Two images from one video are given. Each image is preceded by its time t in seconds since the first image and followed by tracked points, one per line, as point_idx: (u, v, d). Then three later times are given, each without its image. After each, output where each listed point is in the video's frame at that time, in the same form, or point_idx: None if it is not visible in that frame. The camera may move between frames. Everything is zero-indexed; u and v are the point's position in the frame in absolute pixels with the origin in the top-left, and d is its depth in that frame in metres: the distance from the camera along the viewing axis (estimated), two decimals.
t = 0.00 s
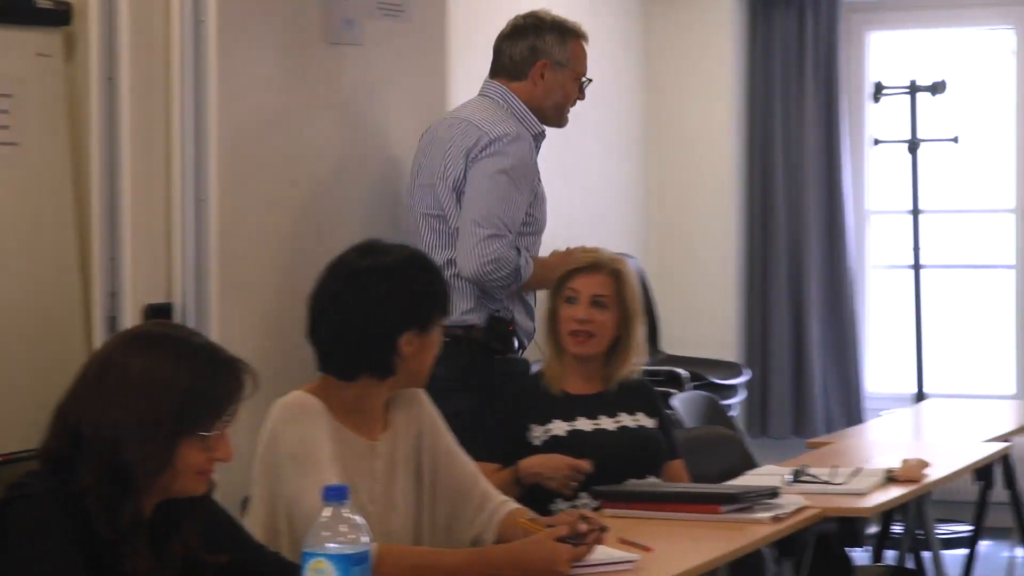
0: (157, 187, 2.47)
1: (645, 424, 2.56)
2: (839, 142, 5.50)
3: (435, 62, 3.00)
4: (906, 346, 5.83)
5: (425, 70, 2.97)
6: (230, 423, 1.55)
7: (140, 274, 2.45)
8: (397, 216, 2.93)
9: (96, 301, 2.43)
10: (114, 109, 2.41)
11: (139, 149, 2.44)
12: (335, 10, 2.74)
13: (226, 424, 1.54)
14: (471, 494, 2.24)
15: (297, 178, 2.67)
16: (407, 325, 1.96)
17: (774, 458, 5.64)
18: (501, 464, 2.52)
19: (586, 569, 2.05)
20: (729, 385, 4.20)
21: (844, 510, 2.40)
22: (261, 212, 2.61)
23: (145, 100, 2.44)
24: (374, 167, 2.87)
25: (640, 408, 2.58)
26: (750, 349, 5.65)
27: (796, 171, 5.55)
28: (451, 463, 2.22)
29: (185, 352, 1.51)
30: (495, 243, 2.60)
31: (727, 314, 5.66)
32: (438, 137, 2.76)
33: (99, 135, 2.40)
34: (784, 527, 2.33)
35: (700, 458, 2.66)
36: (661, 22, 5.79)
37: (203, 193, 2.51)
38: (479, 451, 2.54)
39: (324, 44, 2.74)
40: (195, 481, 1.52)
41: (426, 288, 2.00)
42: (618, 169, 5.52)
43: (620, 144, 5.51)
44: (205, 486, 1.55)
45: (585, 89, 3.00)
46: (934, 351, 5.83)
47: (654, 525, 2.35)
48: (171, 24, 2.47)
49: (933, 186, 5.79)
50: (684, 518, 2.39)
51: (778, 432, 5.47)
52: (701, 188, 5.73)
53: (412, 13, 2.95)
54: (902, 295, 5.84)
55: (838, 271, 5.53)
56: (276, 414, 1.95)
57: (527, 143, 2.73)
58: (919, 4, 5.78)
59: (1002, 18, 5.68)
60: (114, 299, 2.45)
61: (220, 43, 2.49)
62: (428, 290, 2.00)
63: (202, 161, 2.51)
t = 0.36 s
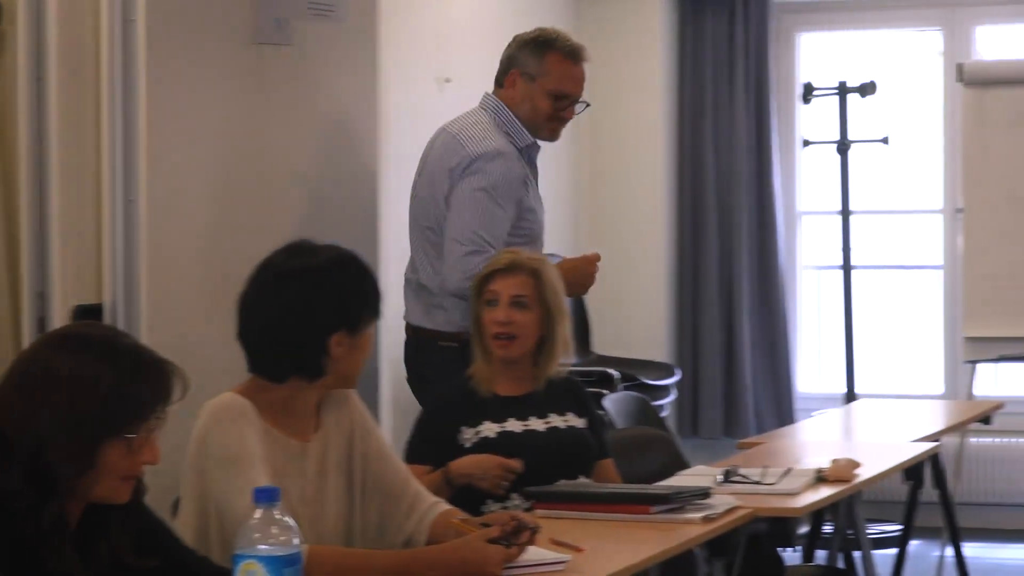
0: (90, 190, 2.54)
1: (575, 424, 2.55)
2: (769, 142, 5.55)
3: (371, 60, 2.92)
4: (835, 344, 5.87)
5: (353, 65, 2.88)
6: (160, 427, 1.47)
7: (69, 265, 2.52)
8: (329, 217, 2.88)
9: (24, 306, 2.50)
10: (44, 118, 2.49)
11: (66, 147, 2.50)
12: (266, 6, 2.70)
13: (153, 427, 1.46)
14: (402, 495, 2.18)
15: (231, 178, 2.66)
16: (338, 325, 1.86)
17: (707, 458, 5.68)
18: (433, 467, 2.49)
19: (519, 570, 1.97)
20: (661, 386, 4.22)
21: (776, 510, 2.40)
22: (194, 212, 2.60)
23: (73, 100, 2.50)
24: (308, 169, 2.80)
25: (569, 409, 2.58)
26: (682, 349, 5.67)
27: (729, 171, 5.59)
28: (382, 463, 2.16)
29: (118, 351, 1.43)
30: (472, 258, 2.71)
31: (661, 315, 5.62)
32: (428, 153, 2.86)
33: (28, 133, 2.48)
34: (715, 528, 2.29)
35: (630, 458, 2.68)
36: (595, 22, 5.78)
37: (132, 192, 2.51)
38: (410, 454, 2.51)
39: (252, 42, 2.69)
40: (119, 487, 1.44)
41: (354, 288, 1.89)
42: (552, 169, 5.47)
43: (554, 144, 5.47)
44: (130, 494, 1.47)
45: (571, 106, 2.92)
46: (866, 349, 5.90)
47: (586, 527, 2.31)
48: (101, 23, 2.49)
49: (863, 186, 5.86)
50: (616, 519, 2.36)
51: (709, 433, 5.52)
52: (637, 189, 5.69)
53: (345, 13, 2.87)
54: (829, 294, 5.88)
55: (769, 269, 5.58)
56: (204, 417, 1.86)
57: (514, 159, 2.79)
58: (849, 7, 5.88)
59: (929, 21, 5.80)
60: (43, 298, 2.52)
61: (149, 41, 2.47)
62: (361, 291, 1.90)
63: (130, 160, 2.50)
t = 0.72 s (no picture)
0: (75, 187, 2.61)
1: (561, 423, 2.56)
2: (753, 141, 5.54)
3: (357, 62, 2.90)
4: (820, 344, 5.84)
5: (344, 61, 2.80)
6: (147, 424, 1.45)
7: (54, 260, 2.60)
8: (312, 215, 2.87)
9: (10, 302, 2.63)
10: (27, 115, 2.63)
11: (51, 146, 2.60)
12: (250, 6, 2.66)
13: (139, 427, 1.44)
14: (387, 493, 2.19)
15: (221, 179, 2.64)
16: (323, 325, 1.86)
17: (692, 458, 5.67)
18: (418, 466, 2.49)
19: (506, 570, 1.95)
20: (647, 385, 4.22)
21: (761, 509, 2.40)
22: (182, 212, 2.59)
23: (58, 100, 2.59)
24: (302, 169, 2.75)
25: (555, 407, 2.59)
26: (665, 349, 5.65)
27: (712, 171, 5.53)
28: (366, 461, 2.17)
29: (105, 350, 1.41)
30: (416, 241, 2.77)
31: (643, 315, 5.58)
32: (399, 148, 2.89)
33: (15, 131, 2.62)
34: (701, 527, 2.29)
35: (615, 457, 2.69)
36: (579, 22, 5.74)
37: (116, 193, 2.55)
38: (395, 453, 2.51)
39: (239, 43, 2.66)
40: (108, 485, 1.42)
41: (339, 286, 1.89)
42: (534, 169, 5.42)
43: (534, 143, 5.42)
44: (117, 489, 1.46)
45: (556, 103, 2.80)
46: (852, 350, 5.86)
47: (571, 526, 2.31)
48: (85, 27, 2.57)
49: (846, 188, 5.81)
50: (602, 518, 2.36)
51: (693, 432, 5.50)
52: (612, 187, 5.64)
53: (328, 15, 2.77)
54: (813, 294, 5.84)
55: (753, 269, 5.54)
56: (188, 419, 1.85)
57: (467, 143, 2.82)
58: (832, 6, 5.81)
59: (913, 22, 5.71)
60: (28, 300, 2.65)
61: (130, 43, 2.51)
62: (347, 289, 1.90)
63: (113, 161, 2.55)
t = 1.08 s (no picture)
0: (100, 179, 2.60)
1: (584, 414, 2.56)
2: (775, 133, 5.51)
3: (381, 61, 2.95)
4: (843, 337, 5.81)
5: (360, 59, 2.84)
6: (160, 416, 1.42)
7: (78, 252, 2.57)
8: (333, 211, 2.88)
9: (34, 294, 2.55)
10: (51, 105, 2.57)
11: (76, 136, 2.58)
12: None
13: (154, 420, 1.41)
14: (411, 485, 2.17)
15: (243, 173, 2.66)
16: (348, 317, 1.84)
17: (717, 449, 5.67)
18: (441, 458, 2.48)
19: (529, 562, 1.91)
20: (668, 377, 4.22)
21: (785, 501, 2.38)
22: (206, 205, 2.61)
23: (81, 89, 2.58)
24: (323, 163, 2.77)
25: (579, 399, 2.58)
26: (689, 343, 5.65)
27: (736, 164, 5.51)
28: (390, 453, 2.16)
29: (120, 337, 1.37)
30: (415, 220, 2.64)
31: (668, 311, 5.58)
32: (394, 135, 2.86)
33: (37, 119, 2.56)
34: (726, 519, 2.27)
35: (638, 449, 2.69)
36: (600, 16, 5.71)
37: (139, 183, 2.51)
38: (418, 445, 2.50)
39: (262, 34, 2.69)
40: (118, 476, 1.38)
41: (362, 277, 1.87)
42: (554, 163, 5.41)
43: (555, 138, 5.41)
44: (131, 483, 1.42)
45: (534, 81, 2.61)
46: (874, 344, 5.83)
47: (595, 518, 2.29)
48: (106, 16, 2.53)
49: (868, 181, 5.75)
50: (627, 510, 2.34)
51: (717, 424, 5.49)
52: (642, 184, 5.62)
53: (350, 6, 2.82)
54: (837, 286, 5.80)
55: (777, 262, 5.53)
56: (215, 410, 1.83)
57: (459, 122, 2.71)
58: None
59: (937, 14, 5.63)
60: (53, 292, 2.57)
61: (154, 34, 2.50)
62: (369, 276, 1.88)
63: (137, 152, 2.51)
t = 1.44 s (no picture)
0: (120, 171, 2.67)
1: (607, 410, 2.55)
2: (796, 129, 5.48)
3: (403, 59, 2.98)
4: (865, 334, 5.80)
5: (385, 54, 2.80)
6: (136, 404, 1.43)
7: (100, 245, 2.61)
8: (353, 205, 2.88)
9: (58, 286, 2.62)
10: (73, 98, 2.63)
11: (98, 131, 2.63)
12: None
13: (134, 409, 1.43)
14: (433, 481, 2.17)
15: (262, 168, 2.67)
16: (370, 312, 1.85)
17: (739, 446, 5.65)
18: (463, 454, 2.49)
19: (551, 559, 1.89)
20: (690, 373, 4.22)
21: (807, 497, 2.38)
22: (228, 201, 2.63)
23: (102, 83, 2.62)
24: (344, 157, 2.76)
25: (602, 395, 2.58)
26: (712, 340, 5.65)
27: (758, 161, 5.50)
28: (412, 448, 2.16)
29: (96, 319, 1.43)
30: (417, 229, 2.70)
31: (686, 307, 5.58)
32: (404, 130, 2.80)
33: (60, 114, 2.62)
34: (748, 515, 2.26)
35: (661, 444, 2.69)
36: (621, 12, 5.71)
37: (162, 178, 2.55)
38: (440, 440, 2.50)
39: (283, 31, 2.69)
40: (92, 461, 1.40)
41: (385, 273, 1.88)
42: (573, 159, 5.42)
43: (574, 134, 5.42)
44: (118, 473, 1.43)
45: (555, 78, 2.60)
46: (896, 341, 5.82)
47: (617, 514, 2.28)
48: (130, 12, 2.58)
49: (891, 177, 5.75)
50: (648, 506, 2.33)
51: (738, 421, 5.49)
52: (663, 181, 5.62)
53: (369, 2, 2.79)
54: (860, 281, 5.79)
55: (800, 259, 5.50)
56: (237, 404, 1.83)
57: (476, 124, 2.74)
58: None
59: (960, 9, 5.61)
60: (76, 284, 2.63)
61: (177, 33, 2.54)
62: (393, 274, 1.89)
63: (159, 147, 2.56)
